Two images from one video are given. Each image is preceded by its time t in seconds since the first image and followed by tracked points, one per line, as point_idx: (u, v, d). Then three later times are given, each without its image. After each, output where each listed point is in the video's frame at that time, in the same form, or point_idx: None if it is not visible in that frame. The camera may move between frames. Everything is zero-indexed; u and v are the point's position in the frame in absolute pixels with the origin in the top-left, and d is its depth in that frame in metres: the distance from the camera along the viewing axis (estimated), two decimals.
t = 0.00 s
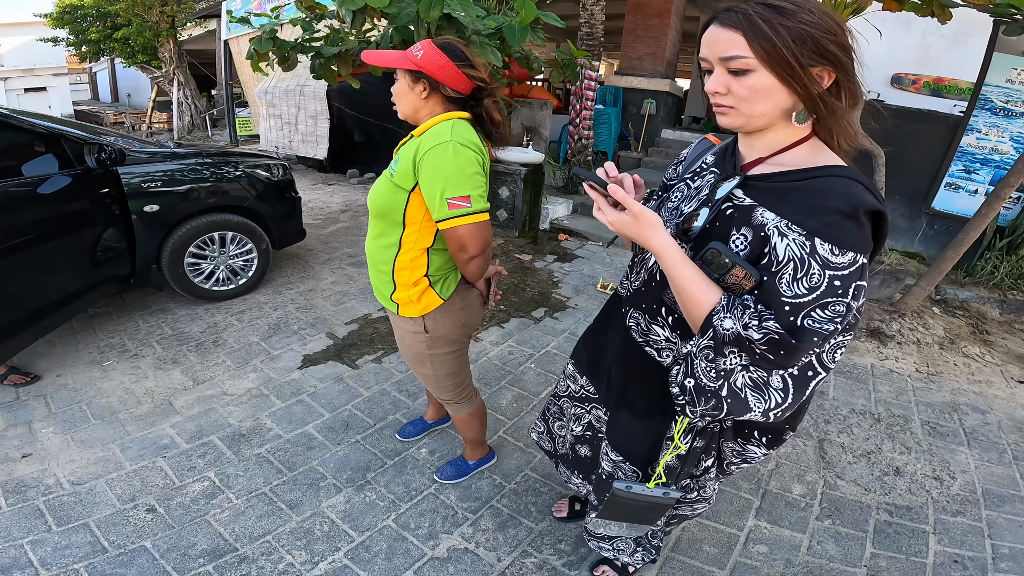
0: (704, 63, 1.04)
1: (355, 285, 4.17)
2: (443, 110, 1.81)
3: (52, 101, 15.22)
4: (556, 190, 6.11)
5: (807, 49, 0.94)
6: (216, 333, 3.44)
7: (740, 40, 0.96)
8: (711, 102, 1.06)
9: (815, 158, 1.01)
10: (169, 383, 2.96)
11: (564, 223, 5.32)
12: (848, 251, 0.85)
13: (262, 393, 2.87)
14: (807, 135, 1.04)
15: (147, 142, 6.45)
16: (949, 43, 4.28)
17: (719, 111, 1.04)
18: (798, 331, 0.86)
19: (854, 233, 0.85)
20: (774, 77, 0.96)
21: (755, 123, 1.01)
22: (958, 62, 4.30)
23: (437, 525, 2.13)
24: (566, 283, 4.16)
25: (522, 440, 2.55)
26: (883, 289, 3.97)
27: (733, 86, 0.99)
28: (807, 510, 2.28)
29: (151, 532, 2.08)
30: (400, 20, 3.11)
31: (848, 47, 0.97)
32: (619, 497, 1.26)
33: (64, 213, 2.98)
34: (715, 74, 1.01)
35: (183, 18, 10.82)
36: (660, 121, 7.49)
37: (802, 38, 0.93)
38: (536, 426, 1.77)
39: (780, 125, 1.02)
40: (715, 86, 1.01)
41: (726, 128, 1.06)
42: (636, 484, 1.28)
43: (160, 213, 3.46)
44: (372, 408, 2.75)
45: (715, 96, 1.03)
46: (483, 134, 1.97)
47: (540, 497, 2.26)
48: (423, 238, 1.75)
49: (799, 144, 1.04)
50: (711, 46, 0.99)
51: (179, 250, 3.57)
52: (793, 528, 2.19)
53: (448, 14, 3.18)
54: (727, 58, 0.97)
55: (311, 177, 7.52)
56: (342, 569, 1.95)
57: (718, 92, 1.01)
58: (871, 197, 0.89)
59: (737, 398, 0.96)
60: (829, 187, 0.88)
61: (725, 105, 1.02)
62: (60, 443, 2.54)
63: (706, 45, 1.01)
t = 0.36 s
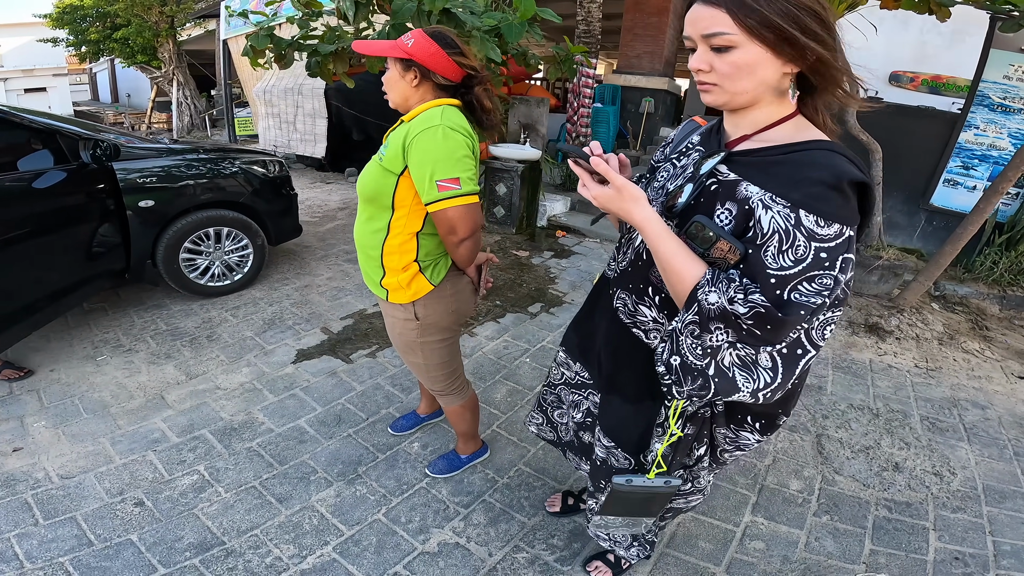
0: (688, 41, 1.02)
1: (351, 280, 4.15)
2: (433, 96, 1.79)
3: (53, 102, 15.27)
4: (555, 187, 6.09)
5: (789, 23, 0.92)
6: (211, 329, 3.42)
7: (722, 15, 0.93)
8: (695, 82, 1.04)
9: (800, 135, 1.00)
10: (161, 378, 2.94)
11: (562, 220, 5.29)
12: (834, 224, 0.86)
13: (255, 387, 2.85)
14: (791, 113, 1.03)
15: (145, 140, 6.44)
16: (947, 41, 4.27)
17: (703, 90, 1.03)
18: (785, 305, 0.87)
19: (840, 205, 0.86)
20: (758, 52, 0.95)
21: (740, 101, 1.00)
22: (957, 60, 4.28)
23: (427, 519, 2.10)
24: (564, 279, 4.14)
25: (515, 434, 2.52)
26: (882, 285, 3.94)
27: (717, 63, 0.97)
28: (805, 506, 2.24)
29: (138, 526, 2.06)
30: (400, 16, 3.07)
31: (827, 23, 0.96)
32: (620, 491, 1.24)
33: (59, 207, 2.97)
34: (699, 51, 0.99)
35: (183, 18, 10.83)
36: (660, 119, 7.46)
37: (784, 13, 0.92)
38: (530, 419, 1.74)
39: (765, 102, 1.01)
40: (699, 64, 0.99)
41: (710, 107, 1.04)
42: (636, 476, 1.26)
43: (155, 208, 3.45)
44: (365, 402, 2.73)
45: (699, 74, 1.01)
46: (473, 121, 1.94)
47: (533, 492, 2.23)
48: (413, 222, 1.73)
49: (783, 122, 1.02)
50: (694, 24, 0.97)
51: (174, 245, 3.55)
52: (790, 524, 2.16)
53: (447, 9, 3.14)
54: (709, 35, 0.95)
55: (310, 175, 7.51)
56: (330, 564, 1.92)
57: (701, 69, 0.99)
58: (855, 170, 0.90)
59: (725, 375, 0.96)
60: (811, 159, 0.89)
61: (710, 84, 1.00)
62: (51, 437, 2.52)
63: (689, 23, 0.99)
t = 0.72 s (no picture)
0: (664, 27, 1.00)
1: (345, 278, 4.13)
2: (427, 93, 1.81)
3: (54, 102, 15.30)
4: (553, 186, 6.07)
5: (766, 6, 0.90)
6: (203, 326, 3.40)
7: None
8: (672, 69, 1.02)
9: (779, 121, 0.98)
10: (151, 375, 2.92)
11: (558, 218, 5.26)
12: (812, 207, 0.86)
13: (244, 384, 2.83)
14: (771, 99, 1.02)
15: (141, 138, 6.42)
16: (944, 39, 4.28)
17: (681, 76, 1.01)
18: (763, 291, 0.86)
19: (818, 187, 0.86)
20: (734, 36, 0.93)
21: (719, 87, 0.98)
22: (953, 60, 4.29)
23: (415, 518, 2.07)
24: (559, 277, 4.11)
25: (505, 432, 2.50)
26: (880, 283, 3.90)
27: (694, 49, 0.95)
28: (798, 506, 2.21)
29: (123, 523, 2.04)
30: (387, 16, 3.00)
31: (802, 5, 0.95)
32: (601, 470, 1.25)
33: (51, 205, 2.95)
34: (675, 37, 0.97)
35: (181, 19, 10.84)
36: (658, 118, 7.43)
37: None
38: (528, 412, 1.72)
39: (744, 87, 0.99)
40: (675, 50, 0.97)
41: (689, 94, 1.03)
42: (617, 462, 1.24)
43: (146, 206, 3.43)
44: (355, 400, 2.70)
45: (676, 61, 0.99)
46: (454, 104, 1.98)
47: (522, 490, 2.20)
48: (423, 212, 1.73)
49: (763, 108, 1.01)
50: (669, 9, 0.95)
51: (166, 243, 3.54)
52: (783, 525, 2.12)
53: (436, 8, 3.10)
54: (684, 20, 0.93)
55: (307, 175, 7.50)
56: (314, 561, 1.90)
57: (678, 56, 0.97)
58: (834, 152, 0.90)
59: (704, 364, 0.94)
60: (790, 142, 0.90)
61: (688, 70, 0.98)
62: (39, 434, 2.50)
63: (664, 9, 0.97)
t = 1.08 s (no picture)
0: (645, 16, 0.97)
1: (334, 278, 4.08)
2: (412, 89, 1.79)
3: (43, 102, 15.15)
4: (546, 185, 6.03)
5: None
6: (188, 327, 3.34)
7: None
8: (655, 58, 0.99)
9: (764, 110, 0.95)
10: (134, 376, 2.86)
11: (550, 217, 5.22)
12: (798, 197, 0.82)
13: (229, 385, 2.78)
14: (756, 88, 0.98)
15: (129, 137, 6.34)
16: (936, 37, 4.26)
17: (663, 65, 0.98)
18: (748, 286, 0.82)
19: (803, 176, 0.82)
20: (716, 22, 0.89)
21: (702, 75, 0.95)
22: (944, 59, 4.28)
23: (401, 521, 2.03)
24: (550, 276, 4.07)
25: (494, 433, 2.46)
26: (871, 281, 3.89)
27: (675, 36, 0.92)
28: (790, 507, 2.17)
29: (102, 525, 1.98)
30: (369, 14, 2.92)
31: None
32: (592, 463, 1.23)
33: (32, 204, 2.91)
34: (656, 25, 0.93)
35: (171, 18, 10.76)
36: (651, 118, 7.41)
37: None
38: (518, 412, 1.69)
39: (727, 76, 0.96)
40: (656, 38, 0.94)
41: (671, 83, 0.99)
42: (607, 457, 1.24)
43: (128, 206, 3.36)
44: (341, 401, 2.65)
45: (657, 49, 0.95)
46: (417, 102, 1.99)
47: (510, 493, 2.16)
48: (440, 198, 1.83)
49: (748, 97, 0.97)
50: None
51: (150, 243, 3.48)
52: (775, 526, 2.09)
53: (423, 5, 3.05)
54: (665, 6, 0.90)
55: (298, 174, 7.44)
56: (297, 565, 1.85)
57: (659, 44, 0.94)
58: (821, 141, 0.86)
59: (689, 363, 0.91)
60: (773, 131, 0.86)
61: (670, 57, 0.94)
62: (19, 436, 2.44)
63: None
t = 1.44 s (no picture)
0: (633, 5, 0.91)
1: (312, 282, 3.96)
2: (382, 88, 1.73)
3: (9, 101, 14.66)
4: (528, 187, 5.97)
5: None
6: (158, 334, 3.20)
7: None
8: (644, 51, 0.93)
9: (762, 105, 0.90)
10: (101, 387, 2.72)
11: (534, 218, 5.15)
12: (807, 200, 0.77)
13: (202, 396, 2.66)
14: (751, 82, 0.93)
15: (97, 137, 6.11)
16: (914, 36, 4.23)
17: (653, 58, 0.91)
18: (757, 299, 0.77)
19: (810, 176, 0.77)
20: (710, 11, 0.83)
21: (696, 68, 0.89)
22: (923, 57, 4.26)
23: (383, 536, 1.94)
24: (535, 278, 4.01)
25: (480, 442, 2.38)
26: (854, 280, 3.90)
27: (666, 26, 0.85)
28: (783, 513, 2.14)
29: (68, 542, 1.87)
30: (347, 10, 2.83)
31: None
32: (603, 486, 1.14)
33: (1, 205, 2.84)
34: (645, 15, 0.87)
35: (145, 17, 10.49)
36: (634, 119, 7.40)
37: None
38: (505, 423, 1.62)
39: (721, 69, 0.90)
40: (646, 29, 0.88)
41: (662, 77, 0.93)
42: (619, 480, 1.14)
43: (95, 208, 3.21)
44: (321, 410, 2.55)
45: (647, 40, 0.89)
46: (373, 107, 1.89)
47: (497, 504, 2.09)
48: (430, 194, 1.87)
49: (743, 92, 0.92)
50: None
51: (116, 248, 3.33)
52: (768, 533, 2.05)
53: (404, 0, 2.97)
54: None
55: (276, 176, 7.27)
56: None
57: (649, 35, 0.88)
58: (826, 137, 0.81)
59: (693, 385, 0.85)
60: (775, 127, 0.81)
61: (661, 49, 0.88)
62: None
63: None
